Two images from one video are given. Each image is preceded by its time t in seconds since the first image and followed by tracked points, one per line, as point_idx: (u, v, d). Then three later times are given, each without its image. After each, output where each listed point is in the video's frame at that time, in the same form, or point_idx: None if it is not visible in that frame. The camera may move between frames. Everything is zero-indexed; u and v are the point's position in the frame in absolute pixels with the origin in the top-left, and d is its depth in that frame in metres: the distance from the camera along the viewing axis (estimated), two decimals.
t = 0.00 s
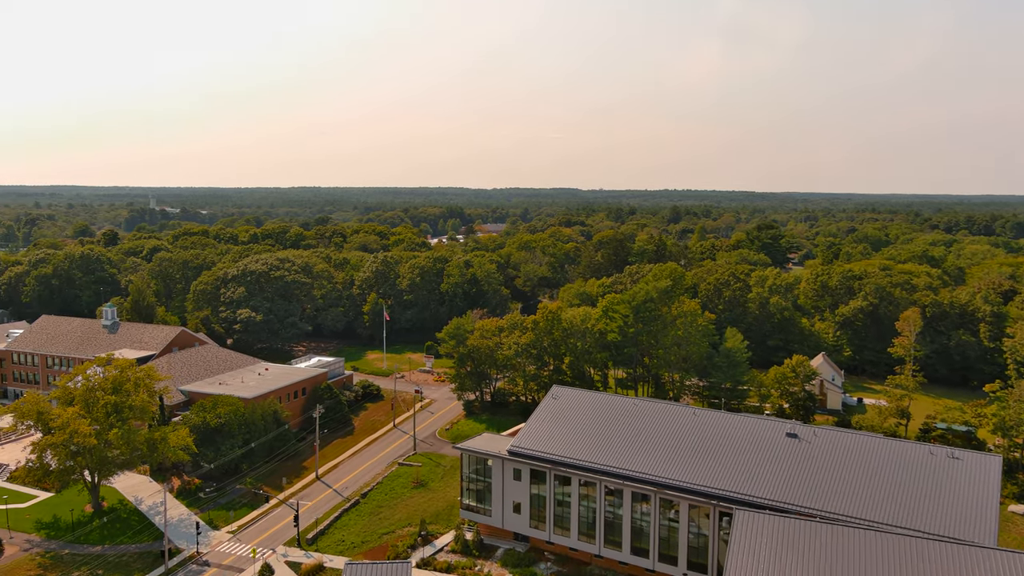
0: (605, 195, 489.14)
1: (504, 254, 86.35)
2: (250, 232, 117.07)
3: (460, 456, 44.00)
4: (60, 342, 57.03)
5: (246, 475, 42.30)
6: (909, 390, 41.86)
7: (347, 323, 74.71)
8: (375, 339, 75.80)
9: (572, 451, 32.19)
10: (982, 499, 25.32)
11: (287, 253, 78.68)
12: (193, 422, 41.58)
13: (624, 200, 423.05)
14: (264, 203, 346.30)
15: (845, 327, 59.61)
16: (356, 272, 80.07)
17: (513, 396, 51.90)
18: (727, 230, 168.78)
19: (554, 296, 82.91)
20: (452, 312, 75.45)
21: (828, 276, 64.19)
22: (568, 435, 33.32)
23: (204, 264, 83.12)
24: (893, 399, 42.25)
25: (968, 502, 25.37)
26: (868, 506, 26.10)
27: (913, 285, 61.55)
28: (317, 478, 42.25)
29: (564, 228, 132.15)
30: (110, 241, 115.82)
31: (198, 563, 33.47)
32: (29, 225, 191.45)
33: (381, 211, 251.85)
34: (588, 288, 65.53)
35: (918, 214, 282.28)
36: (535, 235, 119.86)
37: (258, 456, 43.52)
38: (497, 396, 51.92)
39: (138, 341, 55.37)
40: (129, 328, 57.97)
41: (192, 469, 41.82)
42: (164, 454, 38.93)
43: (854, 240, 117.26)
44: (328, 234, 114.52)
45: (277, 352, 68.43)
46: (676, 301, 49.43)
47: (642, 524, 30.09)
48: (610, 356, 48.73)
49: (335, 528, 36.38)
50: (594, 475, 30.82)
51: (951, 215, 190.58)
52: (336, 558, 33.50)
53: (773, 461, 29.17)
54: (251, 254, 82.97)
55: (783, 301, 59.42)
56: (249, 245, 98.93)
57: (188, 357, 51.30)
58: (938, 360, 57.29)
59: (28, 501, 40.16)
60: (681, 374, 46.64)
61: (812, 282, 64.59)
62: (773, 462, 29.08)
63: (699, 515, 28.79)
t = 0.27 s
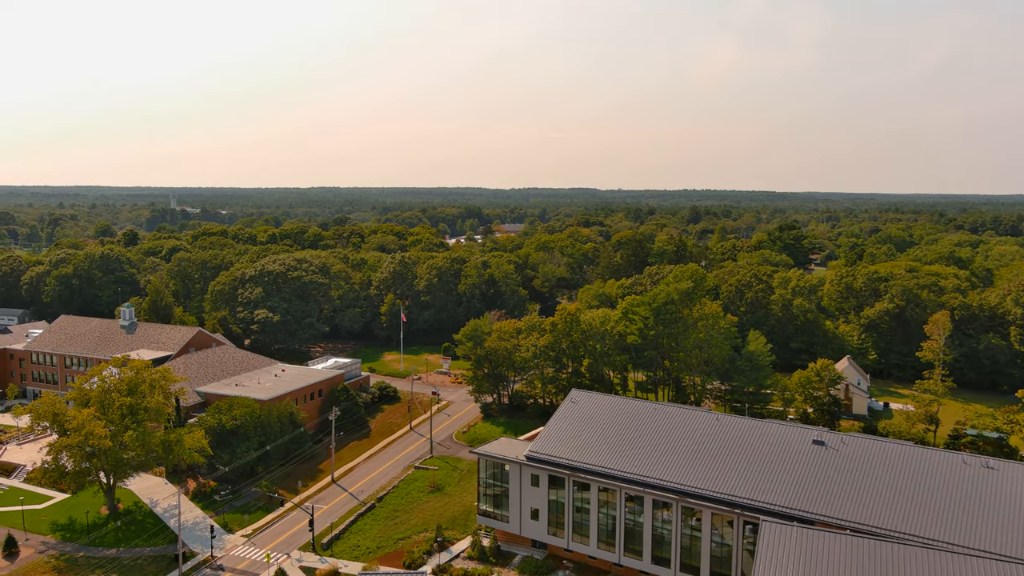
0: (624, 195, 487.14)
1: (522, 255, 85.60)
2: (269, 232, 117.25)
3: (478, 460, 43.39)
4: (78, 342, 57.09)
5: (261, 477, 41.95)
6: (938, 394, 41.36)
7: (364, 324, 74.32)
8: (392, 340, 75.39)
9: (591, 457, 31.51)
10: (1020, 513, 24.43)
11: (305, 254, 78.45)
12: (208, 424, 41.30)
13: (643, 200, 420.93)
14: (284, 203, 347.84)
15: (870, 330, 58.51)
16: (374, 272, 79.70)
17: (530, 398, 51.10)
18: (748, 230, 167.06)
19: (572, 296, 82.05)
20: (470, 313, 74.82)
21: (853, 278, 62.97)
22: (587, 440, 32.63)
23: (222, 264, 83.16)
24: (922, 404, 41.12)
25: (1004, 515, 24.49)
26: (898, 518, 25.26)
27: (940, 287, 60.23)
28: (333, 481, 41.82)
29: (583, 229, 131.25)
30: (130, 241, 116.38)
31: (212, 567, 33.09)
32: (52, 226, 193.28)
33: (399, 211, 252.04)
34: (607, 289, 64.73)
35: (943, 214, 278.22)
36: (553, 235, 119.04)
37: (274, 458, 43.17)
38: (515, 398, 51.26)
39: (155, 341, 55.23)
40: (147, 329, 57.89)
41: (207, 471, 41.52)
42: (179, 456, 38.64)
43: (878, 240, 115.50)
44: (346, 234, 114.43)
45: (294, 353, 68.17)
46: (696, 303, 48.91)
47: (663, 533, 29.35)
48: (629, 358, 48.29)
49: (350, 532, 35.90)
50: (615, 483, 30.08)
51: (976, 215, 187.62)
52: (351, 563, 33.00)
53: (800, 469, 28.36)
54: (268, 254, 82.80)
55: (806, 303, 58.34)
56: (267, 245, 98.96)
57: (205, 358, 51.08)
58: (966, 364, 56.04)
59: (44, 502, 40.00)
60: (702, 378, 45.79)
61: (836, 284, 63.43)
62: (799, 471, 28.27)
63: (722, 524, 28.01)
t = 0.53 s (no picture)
0: (638, 195, 485.42)
1: (535, 255, 84.86)
2: (282, 232, 117.20)
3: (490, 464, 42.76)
4: (91, 343, 56.97)
5: (272, 481, 41.50)
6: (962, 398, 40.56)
7: (376, 325, 73.86)
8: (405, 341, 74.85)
9: (606, 464, 30.81)
10: None
11: (317, 254, 78.05)
12: (219, 426, 40.88)
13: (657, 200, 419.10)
14: (298, 203, 348.90)
15: (890, 332, 57.67)
16: (386, 273, 79.23)
17: (544, 401, 50.18)
18: (763, 230, 165.58)
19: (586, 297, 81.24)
20: (483, 314, 74.18)
21: (873, 279, 61.90)
22: (602, 446, 31.94)
23: (235, 264, 83.00)
24: (946, 409, 40.13)
25: None
26: (925, 529, 24.52)
27: (963, 289, 59.04)
28: (344, 484, 41.32)
29: (597, 229, 130.38)
30: (144, 241, 116.56)
31: (221, 572, 32.60)
32: (68, 226, 194.34)
33: (413, 211, 252.04)
34: (622, 289, 63.94)
35: (962, 214, 275.24)
36: (566, 235, 118.24)
37: (284, 461, 42.71)
38: (528, 401, 50.46)
39: (166, 342, 54.97)
40: (158, 330, 57.65)
41: (218, 474, 41.14)
42: (189, 459, 38.29)
43: (897, 241, 114.00)
44: (359, 234, 114.16)
45: (306, 354, 67.80)
46: (714, 305, 47.83)
47: (680, 542, 28.62)
48: (645, 361, 47.35)
49: (361, 538, 35.35)
50: (631, 490, 29.39)
51: (996, 215, 185.20)
52: (361, 569, 32.44)
53: (822, 478, 27.59)
54: (281, 255, 82.47)
55: (825, 304, 57.37)
56: (280, 245, 98.80)
57: (216, 360, 50.74)
58: (990, 367, 54.95)
59: (54, 504, 39.74)
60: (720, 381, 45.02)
61: (856, 286, 62.38)
62: (821, 480, 27.50)
63: (742, 534, 27.26)
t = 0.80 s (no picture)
0: (651, 195, 483.58)
1: (549, 256, 84.10)
2: (295, 232, 117.01)
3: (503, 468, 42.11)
4: (102, 343, 56.79)
5: (282, 484, 41.03)
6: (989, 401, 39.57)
7: (388, 326, 73.39)
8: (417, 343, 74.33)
9: (622, 470, 30.11)
10: None
11: (329, 255, 77.69)
12: (229, 429, 40.42)
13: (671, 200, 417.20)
14: (311, 203, 349.78)
15: (910, 334, 56.70)
16: (398, 273, 78.69)
17: (558, 404, 49.46)
18: (779, 230, 164.01)
19: (600, 298, 80.40)
20: (496, 315, 73.51)
21: (893, 281, 60.85)
22: (617, 452, 31.23)
23: (247, 264, 82.77)
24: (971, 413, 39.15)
25: None
26: (953, 541, 23.75)
27: (986, 291, 57.85)
28: (355, 488, 40.80)
29: (611, 229, 129.47)
30: (158, 241, 116.74)
31: None
32: (83, 226, 195.31)
33: (425, 211, 251.92)
34: (637, 291, 63.17)
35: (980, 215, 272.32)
36: (580, 235, 117.40)
37: (295, 464, 42.23)
38: (541, 404, 49.68)
39: (178, 343, 54.68)
40: (170, 330, 57.39)
41: (228, 477, 40.71)
42: (199, 462, 37.87)
43: (916, 241, 112.51)
44: (372, 234, 113.81)
45: (318, 355, 67.42)
46: (732, 307, 46.20)
47: (698, 551, 27.90)
48: (660, 364, 46.42)
49: (372, 543, 34.79)
50: (647, 497, 28.67)
51: (1016, 215, 182.83)
52: None
53: (844, 486, 26.81)
54: (293, 255, 82.23)
55: (844, 306, 56.43)
56: (293, 245, 98.57)
57: (227, 361, 50.35)
58: (1013, 371, 53.87)
59: (63, 507, 39.46)
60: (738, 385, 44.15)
61: (875, 288, 61.33)
62: (844, 488, 26.72)
63: (762, 543, 26.53)
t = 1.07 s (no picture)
0: (668, 195, 481.20)
1: (566, 256, 83.29)
2: (312, 232, 116.93)
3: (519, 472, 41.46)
4: (118, 344, 56.71)
5: (296, 487, 40.59)
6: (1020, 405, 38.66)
7: (404, 327, 72.96)
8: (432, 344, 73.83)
9: (641, 477, 29.38)
10: None
11: (345, 255, 77.37)
12: (243, 431, 40.03)
13: (689, 200, 414.79)
14: (328, 203, 350.87)
15: (935, 337, 55.47)
16: (414, 274, 78.21)
17: (575, 407, 48.83)
18: (798, 231, 162.32)
19: (618, 299, 79.55)
20: (512, 316, 72.83)
21: (918, 283, 59.72)
22: (636, 458, 30.50)
23: (264, 264, 82.65)
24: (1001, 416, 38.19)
25: None
26: (987, 554, 22.88)
27: (1014, 293, 56.53)
28: (369, 492, 40.29)
29: (629, 230, 128.40)
30: (176, 241, 117.12)
31: None
32: (103, 226, 196.63)
33: (442, 211, 251.75)
34: (655, 292, 62.34)
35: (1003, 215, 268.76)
36: (597, 236, 116.54)
37: (309, 467, 41.80)
38: (558, 407, 49.06)
39: (193, 344, 54.49)
40: (185, 331, 57.22)
41: (242, 480, 40.34)
42: (212, 465, 37.52)
43: (940, 242, 110.77)
44: (388, 235, 113.48)
45: (333, 356, 67.09)
46: (754, 309, 45.41)
47: (720, 561, 27.14)
48: (680, 367, 45.40)
49: (386, 548, 34.25)
50: (667, 505, 27.94)
51: None
52: None
53: (871, 496, 25.97)
54: (309, 255, 82.01)
55: (868, 308, 55.38)
56: (309, 246, 98.36)
57: (242, 362, 50.04)
58: None
59: (77, 509, 39.27)
60: (759, 389, 43.20)
61: (900, 290, 60.13)
62: (871, 498, 25.89)
63: (786, 554, 25.76)
